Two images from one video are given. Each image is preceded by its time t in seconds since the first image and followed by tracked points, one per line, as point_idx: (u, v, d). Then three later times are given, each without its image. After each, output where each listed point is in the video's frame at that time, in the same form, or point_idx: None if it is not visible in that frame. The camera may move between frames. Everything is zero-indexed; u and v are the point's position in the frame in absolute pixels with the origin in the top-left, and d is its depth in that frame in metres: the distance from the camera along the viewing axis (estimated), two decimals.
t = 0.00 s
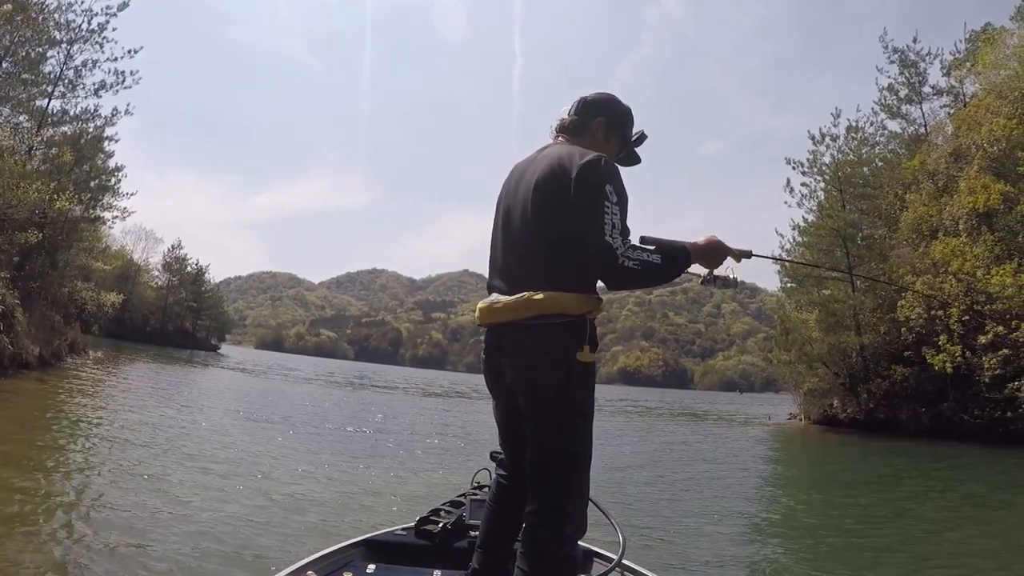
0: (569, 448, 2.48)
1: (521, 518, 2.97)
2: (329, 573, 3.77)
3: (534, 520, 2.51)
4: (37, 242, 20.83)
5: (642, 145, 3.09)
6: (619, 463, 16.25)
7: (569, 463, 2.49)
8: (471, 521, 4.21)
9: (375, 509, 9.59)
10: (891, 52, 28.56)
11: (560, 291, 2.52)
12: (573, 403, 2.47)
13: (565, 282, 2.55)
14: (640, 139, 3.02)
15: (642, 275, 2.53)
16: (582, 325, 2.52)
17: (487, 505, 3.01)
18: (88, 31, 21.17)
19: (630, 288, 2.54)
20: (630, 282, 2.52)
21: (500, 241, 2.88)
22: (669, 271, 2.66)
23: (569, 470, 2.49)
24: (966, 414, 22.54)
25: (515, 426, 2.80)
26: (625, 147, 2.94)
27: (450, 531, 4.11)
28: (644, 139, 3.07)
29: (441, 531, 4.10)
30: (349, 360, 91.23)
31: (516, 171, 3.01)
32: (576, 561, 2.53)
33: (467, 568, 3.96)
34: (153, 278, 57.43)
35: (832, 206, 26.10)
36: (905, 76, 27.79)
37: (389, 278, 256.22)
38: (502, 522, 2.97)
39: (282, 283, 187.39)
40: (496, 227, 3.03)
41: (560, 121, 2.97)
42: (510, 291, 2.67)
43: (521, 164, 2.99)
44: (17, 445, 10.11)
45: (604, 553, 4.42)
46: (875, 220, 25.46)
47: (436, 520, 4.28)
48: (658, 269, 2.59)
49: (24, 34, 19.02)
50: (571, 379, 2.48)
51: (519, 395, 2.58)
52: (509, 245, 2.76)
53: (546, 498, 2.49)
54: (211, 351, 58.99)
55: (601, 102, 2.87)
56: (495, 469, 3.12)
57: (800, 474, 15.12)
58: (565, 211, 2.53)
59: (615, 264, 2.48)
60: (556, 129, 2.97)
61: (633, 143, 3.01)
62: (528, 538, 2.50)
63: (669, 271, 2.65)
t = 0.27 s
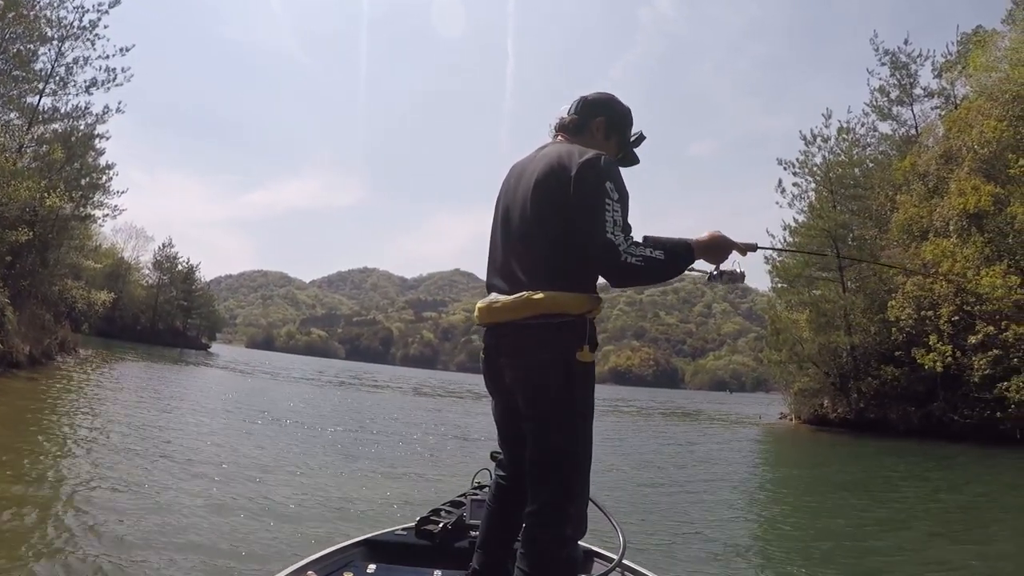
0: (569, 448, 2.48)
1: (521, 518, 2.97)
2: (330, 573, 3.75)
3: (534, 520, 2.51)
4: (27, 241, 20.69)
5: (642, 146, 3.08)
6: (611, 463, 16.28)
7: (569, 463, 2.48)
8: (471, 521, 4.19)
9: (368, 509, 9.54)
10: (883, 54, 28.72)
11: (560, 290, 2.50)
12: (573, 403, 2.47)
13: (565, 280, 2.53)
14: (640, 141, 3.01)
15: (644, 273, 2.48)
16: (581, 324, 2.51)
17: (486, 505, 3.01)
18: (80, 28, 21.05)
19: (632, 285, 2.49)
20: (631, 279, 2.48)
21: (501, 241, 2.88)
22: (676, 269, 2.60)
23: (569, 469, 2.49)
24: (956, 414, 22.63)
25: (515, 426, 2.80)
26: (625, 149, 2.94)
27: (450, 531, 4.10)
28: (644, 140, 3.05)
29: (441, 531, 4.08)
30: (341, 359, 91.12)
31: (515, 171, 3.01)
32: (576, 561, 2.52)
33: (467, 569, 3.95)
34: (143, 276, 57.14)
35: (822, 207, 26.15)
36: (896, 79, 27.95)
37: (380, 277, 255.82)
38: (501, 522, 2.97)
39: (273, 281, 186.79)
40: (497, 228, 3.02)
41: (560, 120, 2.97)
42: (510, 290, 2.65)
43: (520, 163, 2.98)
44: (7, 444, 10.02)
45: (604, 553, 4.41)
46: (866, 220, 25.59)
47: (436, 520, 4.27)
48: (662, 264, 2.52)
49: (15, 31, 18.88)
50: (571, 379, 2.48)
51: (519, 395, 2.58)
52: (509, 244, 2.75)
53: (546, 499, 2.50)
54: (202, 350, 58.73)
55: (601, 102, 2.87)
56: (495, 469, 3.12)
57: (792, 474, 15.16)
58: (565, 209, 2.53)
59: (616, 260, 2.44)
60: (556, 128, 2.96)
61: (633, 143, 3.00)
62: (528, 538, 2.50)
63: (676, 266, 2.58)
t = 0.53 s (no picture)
0: (568, 449, 2.48)
1: (521, 518, 2.97)
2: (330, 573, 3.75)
3: (534, 521, 2.51)
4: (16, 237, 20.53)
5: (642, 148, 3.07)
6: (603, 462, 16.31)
7: (568, 463, 2.48)
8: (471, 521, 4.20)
9: (362, 508, 9.53)
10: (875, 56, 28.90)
11: (560, 290, 2.50)
12: (572, 404, 2.47)
13: (564, 279, 2.54)
14: (641, 141, 3.00)
15: (647, 270, 2.47)
16: (581, 325, 2.50)
17: (486, 505, 3.00)
18: (72, 23, 20.88)
19: (635, 284, 2.47)
20: (633, 277, 2.46)
21: (501, 240, 2.87)
22: (678, 268, 2.58)
23: (569, 470, 2.49)
24: (944, 415, 22.76)
25: (513, 426, 2.79)
26: (626, 150, 2.94)
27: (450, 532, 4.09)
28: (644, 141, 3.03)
29: (442, 531, 4.07)
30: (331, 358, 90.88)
31: (515, 171, 3.01)
32: (576, 562, 2.53)
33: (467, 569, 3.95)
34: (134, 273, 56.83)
35: (813, 208, 26.13)
36: (888, 80, 28.10)
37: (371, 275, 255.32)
38: (501, 522, 2.97)
39: (262, 279, 185.87)
40: (496, 228, 3.02)
41: (561, 119, 2.96)
42: (509, 290, 2.65)
43: (520, 163, 2.98)
44: None
45: (604, 553, 4.42)
46: (856, 221, 25.71)
47: (436, 520, 4.26)
48: (665, 265, 2.52)
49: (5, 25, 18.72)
50: (571, 380, 2.47)
51: (518, 395, 2.58)
52: (509, 243, 2.75)
53: (546, 499, 2.50)
54: (192, 347, 58.44)
55: (601, 102, 2.88)
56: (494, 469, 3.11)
57: (781, 474, 15.23)
58: (565, 209, 2.52)
59: (619, 256, 2.42)
60: (557, 127, 2.96)
61: (633, 144, 2.99)
62: (529, 538, 2.50)
63: (679, 266, 2.57)
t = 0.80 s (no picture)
0: (567, 449, 2.48)
1: (520, 519, 2.97)
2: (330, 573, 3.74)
3: (533, 521, 2.52)
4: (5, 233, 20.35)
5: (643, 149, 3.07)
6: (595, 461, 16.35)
7: (568, 464, 2.48)
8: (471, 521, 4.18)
9: (353, 507, 9.51)
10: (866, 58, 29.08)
11: (559, 290, 2.50)
12: (571, 404, 2.47)
13: (564, 278, 2.54)
14: (642, 144, 3.00)
15: (648, 269, 2.47)
16: (580, 325, 2.50)
17: (486, 505, 3.00)
18: (63, 18, 20.70)
19: (635, 283, 2.48)
20: (634, 276, 2.46)
21: (500, 238, 2.87)
22: (679, 266, 2.59)
23: (569, 470, 2.49)
24: (933, 415, 22.90)
25: (511, 426, 2.79)
26: (626, 152, 2.94)
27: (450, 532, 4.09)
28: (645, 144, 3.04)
29: (442, 532, 4.05)
30: (321, 355, 90.61)
31: (515, 171, 3.01)
32: (575, 562, 2.53)
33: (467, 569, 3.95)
34: (123, 270, 56.43)
35: (802, 208, 26.38)
36: (879, 83, 28.26)
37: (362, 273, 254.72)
38: (501, 522, 2.97)
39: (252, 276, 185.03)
40: (495, 227, 3.02)
41: (562, 120, 2.96)
42: (508, 289, 2.65)
43: (520, 163, 2.98)
44: None
45: (604, 553, 4.42)
46: (846, 222, 25.83)
47: (437, 520, 4.25)
48: (664, 264, 2.52)
49: None
50: (569, 381, 2.48)
51: (517, 395, 2.58)
52: (508, 243, 2.76)
53: (545, 499, 2.50)
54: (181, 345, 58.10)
55: (603, 102, 2.87)
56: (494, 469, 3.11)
57: (770, 473, 15.30)
58: (565, 209, 2.52)
59: (619, 256, 2.42)
60: (557, 128, 2.96)
61: (634, 146, 2.99)
62: (528, 538, 2.51)
63: (679, 265, 2.57)
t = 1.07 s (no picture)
0: (566, 450, 2.48)
1: (520, 518, 2.96)
2: (331, 573, 3.74)
3: (533, 521, 2.52)
4: None
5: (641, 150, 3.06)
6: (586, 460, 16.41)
7: (568, 463, 2.48)
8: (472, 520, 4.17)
9: (346, 506, 9.49)
10: (857, 59, 29.24)
11: (557, 291, 2.50)
12: (569, 404, 2.47)
13: (564, 279, 2.54)
14: (639, 145, 3.01)
15: (648, 268, 2.48)
16: (579, 325, 2.51)
17: (486, 505, 3.00)
18: (52, 14, 20.52)
19: (635, 282, 2.48)
20: (634, 276, 2.47)
21: (497, 239, 2.88)
22: (679, 266, 2.60)
23: (568, 470, 2.49)
24: (921, 414, 23.00)
25: (509, 426, 2.79)
26: (626, 152, 2.95)
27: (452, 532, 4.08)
28: (643, 143, 3.03)
29: (442, 532, 4.05)
30: (310, 354, 90.29)
31: (512, 171, 3.00)
32: (574, 561, 2.54)
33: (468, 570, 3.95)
34: (111, 268, 56.03)
35: (793, 210, 26.40)
36: (869, 84, 28.44)
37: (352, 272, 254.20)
38: (500, 521, 2.97)
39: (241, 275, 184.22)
40: (492, 228, 3.02)
41: (561, 120, 2.96)
42: (506, 290, 2.65)
43: (518, 163, 2.97)
44: None
45: (604, 553, 4.44)
46: (834, 222, 25.94)
47: (437, 520, 4.25)
48: (664, 264, 2.53)
49: None
50: (567, 380, 2.48)
51: (515, 395, 2.58)
52: (506, 243, 2.76)
53: (545, 499, 2.50)
54: (170, 343, 57.80)
55: (602, 102, 2.88)
56: (494, 470, 3.11)
57: (759, 472, 15.36)
58: (563, 210, 2.52)
59: (619, 256, 2.43)
60: (556, 128, 2.96)
61: (632, 147, 2.99)
62: (527, 538, 2.51)
63: (679, 265, 2.59)
